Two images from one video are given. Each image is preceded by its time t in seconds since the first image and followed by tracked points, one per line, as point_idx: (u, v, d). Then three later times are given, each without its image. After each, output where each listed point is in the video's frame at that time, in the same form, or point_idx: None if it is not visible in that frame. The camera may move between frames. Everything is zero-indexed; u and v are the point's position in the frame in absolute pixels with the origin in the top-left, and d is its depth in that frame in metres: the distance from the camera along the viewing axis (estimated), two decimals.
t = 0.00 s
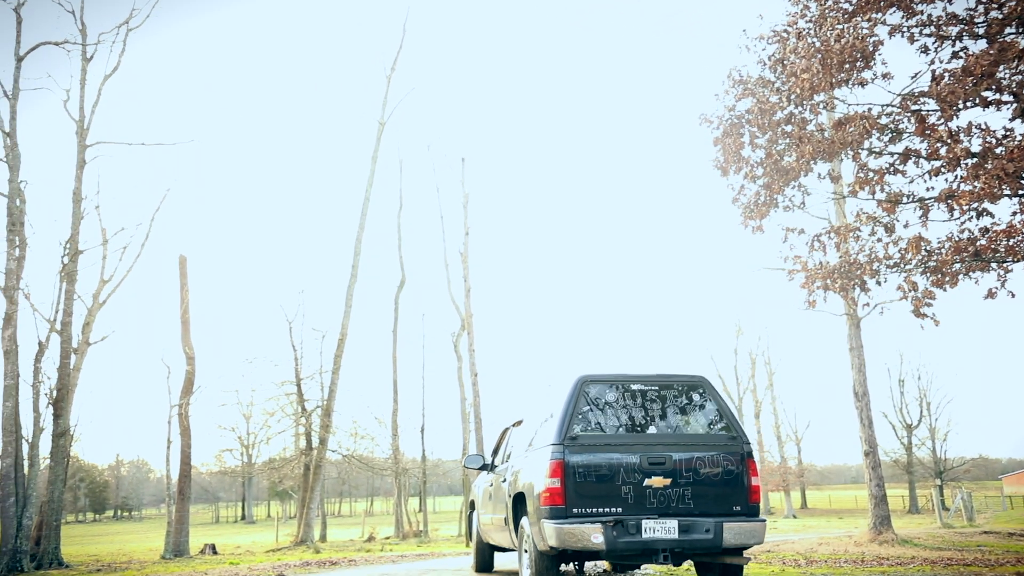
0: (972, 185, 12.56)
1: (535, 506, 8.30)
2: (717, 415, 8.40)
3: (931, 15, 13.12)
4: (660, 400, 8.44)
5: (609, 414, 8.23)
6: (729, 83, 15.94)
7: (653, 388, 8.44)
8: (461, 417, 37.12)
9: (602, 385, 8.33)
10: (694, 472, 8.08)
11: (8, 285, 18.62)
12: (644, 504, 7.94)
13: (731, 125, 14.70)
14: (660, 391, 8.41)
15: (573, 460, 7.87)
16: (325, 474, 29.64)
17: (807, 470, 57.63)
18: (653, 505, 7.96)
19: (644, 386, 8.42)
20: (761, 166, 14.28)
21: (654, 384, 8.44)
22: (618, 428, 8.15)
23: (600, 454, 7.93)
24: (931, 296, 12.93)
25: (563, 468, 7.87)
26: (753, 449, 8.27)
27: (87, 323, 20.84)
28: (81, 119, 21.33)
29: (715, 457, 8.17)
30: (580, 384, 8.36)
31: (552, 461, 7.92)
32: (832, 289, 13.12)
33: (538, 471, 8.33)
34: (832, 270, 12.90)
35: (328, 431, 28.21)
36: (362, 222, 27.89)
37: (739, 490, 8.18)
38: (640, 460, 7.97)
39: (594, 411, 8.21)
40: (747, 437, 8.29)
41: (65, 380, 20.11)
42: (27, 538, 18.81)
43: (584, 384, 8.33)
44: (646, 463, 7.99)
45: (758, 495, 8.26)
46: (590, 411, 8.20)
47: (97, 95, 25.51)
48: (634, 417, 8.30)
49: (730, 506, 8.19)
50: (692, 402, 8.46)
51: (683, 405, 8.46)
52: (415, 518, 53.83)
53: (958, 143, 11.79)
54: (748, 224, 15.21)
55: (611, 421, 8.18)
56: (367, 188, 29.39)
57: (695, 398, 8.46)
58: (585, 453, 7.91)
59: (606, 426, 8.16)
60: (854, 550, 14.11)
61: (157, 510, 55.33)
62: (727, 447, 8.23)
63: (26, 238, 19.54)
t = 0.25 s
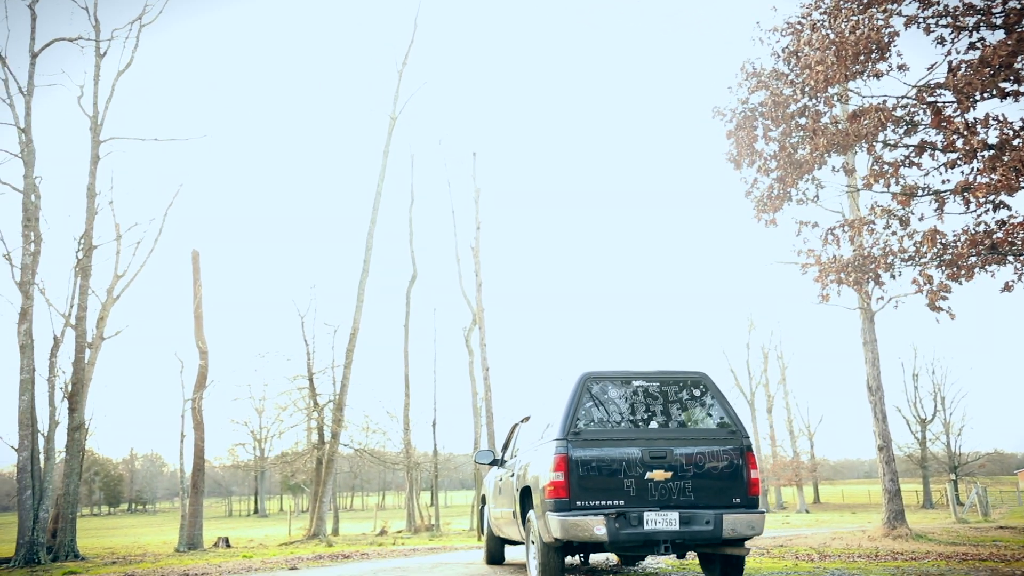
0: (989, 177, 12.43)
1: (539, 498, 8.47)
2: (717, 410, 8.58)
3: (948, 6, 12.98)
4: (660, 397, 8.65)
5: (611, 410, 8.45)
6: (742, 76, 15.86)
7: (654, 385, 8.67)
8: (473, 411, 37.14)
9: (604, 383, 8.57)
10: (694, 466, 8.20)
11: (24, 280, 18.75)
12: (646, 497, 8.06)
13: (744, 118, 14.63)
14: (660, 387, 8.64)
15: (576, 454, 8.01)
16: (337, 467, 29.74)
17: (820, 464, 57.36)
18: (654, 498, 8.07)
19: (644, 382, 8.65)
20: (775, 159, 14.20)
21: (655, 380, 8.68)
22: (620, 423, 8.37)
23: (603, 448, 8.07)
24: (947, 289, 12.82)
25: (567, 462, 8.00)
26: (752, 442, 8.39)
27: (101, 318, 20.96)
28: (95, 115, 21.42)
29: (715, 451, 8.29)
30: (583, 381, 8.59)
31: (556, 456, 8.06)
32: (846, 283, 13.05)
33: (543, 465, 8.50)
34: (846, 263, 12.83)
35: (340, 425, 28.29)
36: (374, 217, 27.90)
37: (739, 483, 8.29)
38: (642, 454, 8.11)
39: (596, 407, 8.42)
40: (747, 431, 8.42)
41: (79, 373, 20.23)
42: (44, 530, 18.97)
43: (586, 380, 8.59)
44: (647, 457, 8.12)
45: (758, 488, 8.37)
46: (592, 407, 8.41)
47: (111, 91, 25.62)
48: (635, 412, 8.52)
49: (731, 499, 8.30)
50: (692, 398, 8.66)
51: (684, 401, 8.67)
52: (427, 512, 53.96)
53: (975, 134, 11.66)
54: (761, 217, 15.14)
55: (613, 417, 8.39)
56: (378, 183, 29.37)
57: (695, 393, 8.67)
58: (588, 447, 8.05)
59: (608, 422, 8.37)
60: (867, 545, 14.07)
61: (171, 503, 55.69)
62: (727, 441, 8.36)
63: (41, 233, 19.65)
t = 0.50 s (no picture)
0: (1005, 168, 12.31)
1: (547, 492, 8.80)
2: (720, 408, 8.93)
3: None
4: (664, 395, 9.05)
5: (617, 407, 8.87)
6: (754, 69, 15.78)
7: (658, 383, 9.07)
8: (484, 406, 37.14)
9: (610, 381, 8.99)
10: (696, 461, 8.53)
11: (39, 275, 18.89)
12: (650, 491, 8.41)
13: (757, 111, 14.55)
14: (664, 385, 9.03)
15: (582, 450, 8.38)
16: (349, 461, 29.84)
17: (833, 459, 57.02)
18: (657, 492, 8.43)
19: (649, 380, 9.05)
20: (787, 152, 14.12)
21: (659, 378, 9.08)
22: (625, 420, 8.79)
23: (607, 444, 8.43)
24: (963, 282, 12.72)
25: (573, 458, 8.36)
26: (753, 439, 8.70)
27: (115, 313, 21.09)
28: (108, 111, 21.50)
29: (717, 447, 8.62)
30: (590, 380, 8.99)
31: (563, 452, 8.42)
32: (860, 277, 12.98)
33: (550, 461, 8.82)
34: (859, 257, 12.76)
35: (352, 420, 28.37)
36: (385, 212, 27.90)
37: (740, 478, 8.62)
38: (645, 450, 8.46)
39: (602, 405, 8.84)
40: (748, 428, 8.73)
41: (94, 368, 20.34)
42: (59, 523, 19.13)
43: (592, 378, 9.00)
44: (651, 453, 8.46)
45: (759, 483, 8.69)
46: (598, 405, 8.83)
47: (123, 87, 25.69)
48: (640, 409, 8.93)
49: (733, 494, 8.62)
50: (695, 396, 9.03)
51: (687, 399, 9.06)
52: (439, 507, 54.04)
53: (992, 126, 11.56)
54: (773, 211, 15.08)
55: (618, 415, 8.82)
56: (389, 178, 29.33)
57: (698, 391, 9.04)
58: (594, 443, 8.42)
59: (614, 418, 8.80)
60: (880, 540, 14.06)
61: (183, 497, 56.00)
62: (728, 438, 8.68)
63: (55, 228, 19.77)
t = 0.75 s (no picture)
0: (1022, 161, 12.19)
1: (554, 487, 8.93)
2: (723, 405, 9.03)
3: None
4: (669, 392, 9.24)
5: (622, 404, 9.07)
6: (767, 63, 15.69)
7: (664, 380, 9.22)
8: (495, 401, 37.17)
9: (616, 377, 9.11)
10: (700, 458, 8.58)
11: (53, 270, 19.03)
12: (653, 486, 8.49)
13: (770, 105, 14.48)
14: (670, 382, 9.18)
15: (588, 445, 8.46)
16: (360, 456, 29.96)
17: (845, 455, 56.74)
18: (661, 487, 8.51)
19: (655, 377, 9.19)
20: (800, 146, 14.05)
21: (665, 375, 9.22)
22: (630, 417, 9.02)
23: (612, 440, 8.50)
24: (977, 277, 12.64)
25: (579, 453, 8.45)
26: (756, 437, 8.75)
27: (128, 308, 21.22)
28: (121, 107, 21.61)
29: (720, 445, 8.67)
30: (596, 376, 9.11)
31: (569, 447, 8.51)
32: (873, 271, 12.92)
33: (558, 456, 8.93)
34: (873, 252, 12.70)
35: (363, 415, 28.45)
36: (396, 207, 27.92)
37: (742, 474, 8.68)
38: (650, 446, 8.52)
39: (609, 402, 9.01)
40: (751, 426, 8.78)
41: (107, 362, 20.49)
42: (74, 516, 19.31)
43: (599, 374, 9.13)
44: (655, 449, 8.53)
45: (761, 479, 8.75)
46: (604, 401, 8.99)
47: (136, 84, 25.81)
48: (645, 405, 9.14)
49: (735, 490, 8.69)
50: (699, 393, 9.20)
51: (691, 395, 9.23)
52: (450, 502, 54.17)
53: (1009, 119, 11.44)
54: (786, 205, 14.99)
55: (624, 411, 9.04)
56: (400, 173, 29.36)
57: (702, 388, 9.20)
58: (600, 439, 8.48)
59: (619, 415, 9.01)
60: (892, 535, 14.01)
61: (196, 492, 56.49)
62: (731, 435, 8.72)
63: (69, 224, 19.91)
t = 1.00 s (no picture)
0: None
1: (560, 482, 9.01)
2: (727, 404, 9.14)
3: None
4: (674, 391, 9.49)
5: (629, 402, 9.31)
6: (779, 57, 15.59)
7: (670, 379, 9.41)
8: (505, 397, 37.20)
9: (623, 376, 9.27)
10: (703, 455, 8.63)
11: (67, 265, 19.15)
12: (657, 482, 8.55)
13: (782, 99, 14.38)
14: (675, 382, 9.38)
15: (594, 442, 8.54)
16: (371, 451, 30.06)
17: (856, 451, 56.47)
18: (665, 483, 8.56)
19: (661, 376, 9.37)
20: (813, 140, 13.96)
21: (671, 375, 9.41)
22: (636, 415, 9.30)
23: (618, 436, 8.57)
24: (992, 271, 12.55)
25: (585, 449, 8.53)
26: (759, 435, 8.78)
27: (140, 303, 21.32)
28: (133, 103, 21.70)
29: (723, 442, 8.71)
30: (603, 374, 9.24)
31: (575, 443, 8.59)
32: (886, 266, 12.84)
33: (564, 452, 9.01)
34: (886, 247, 12.61)
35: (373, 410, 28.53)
36: (406, 203, 27.95)
37: (745, 471, 8.71)
38: (655, 443, 8.58)
39: (615, 399, 9.23)
40: (755, 424, 8.81)
41: (120, 357, 20.61)
42: (88, 510, 19.43)
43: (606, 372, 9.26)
44: (660, 446, 8.59)
45: (764, 476, 8.78)
46: (611, 400, 9.20)
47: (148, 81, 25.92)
48: (650, 403, 9.44)
49: (738, 487, 8.72)
50: (704, 392, 9.36)
51: (697, 393, 9.43)
52: (460, 497, 54.29)
53: None
54: (799, 200, 14.89)
55: (630, 409, 9.30)
56: (410, 169, 29.38)
57: (707, 388, 9.36)
58: (606, 436, 8.57)
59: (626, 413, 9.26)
60: (906, 531, 13.91)
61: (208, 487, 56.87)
62: (735, 433, 8.77)
63: (82, 220, 20.02)
